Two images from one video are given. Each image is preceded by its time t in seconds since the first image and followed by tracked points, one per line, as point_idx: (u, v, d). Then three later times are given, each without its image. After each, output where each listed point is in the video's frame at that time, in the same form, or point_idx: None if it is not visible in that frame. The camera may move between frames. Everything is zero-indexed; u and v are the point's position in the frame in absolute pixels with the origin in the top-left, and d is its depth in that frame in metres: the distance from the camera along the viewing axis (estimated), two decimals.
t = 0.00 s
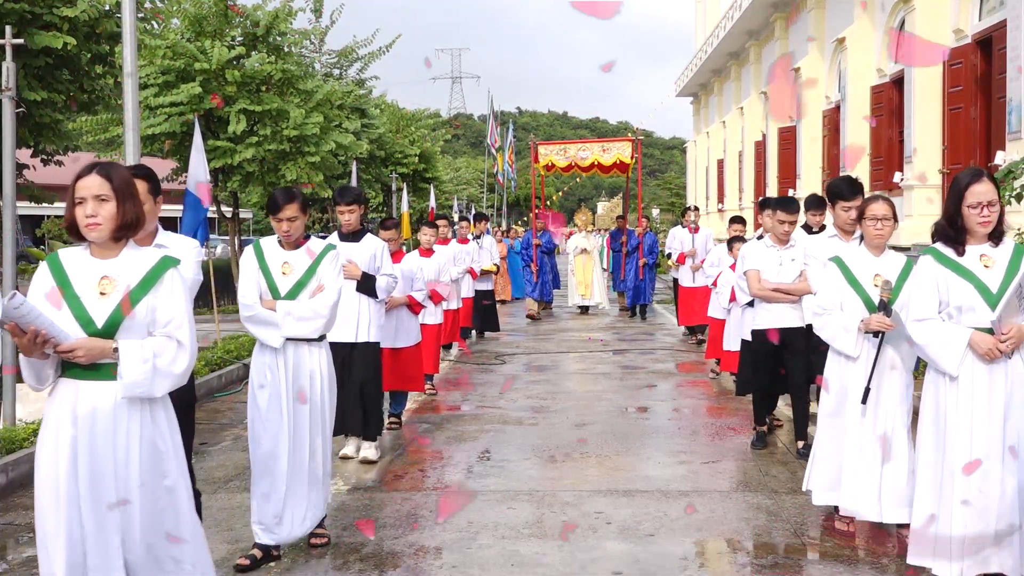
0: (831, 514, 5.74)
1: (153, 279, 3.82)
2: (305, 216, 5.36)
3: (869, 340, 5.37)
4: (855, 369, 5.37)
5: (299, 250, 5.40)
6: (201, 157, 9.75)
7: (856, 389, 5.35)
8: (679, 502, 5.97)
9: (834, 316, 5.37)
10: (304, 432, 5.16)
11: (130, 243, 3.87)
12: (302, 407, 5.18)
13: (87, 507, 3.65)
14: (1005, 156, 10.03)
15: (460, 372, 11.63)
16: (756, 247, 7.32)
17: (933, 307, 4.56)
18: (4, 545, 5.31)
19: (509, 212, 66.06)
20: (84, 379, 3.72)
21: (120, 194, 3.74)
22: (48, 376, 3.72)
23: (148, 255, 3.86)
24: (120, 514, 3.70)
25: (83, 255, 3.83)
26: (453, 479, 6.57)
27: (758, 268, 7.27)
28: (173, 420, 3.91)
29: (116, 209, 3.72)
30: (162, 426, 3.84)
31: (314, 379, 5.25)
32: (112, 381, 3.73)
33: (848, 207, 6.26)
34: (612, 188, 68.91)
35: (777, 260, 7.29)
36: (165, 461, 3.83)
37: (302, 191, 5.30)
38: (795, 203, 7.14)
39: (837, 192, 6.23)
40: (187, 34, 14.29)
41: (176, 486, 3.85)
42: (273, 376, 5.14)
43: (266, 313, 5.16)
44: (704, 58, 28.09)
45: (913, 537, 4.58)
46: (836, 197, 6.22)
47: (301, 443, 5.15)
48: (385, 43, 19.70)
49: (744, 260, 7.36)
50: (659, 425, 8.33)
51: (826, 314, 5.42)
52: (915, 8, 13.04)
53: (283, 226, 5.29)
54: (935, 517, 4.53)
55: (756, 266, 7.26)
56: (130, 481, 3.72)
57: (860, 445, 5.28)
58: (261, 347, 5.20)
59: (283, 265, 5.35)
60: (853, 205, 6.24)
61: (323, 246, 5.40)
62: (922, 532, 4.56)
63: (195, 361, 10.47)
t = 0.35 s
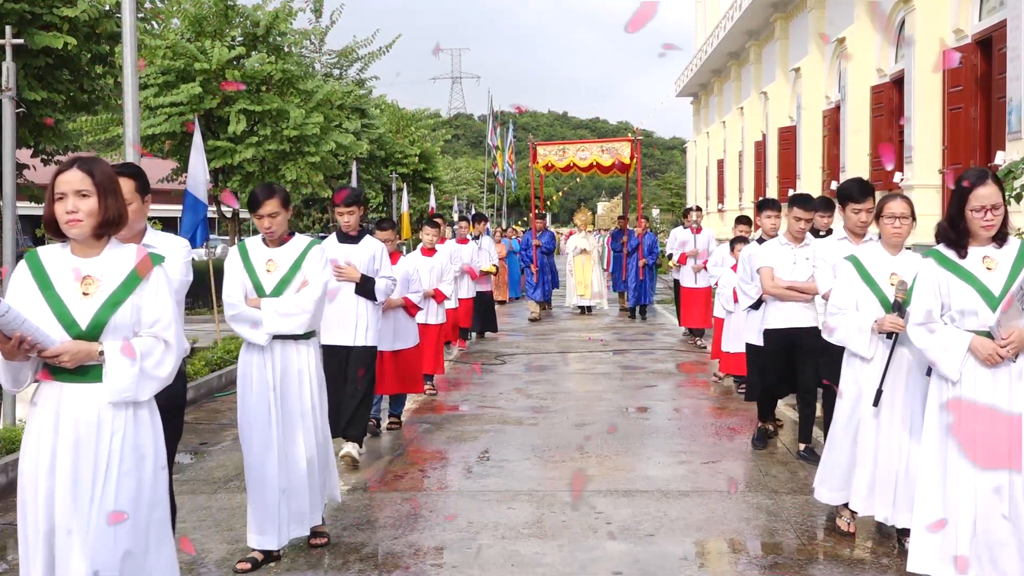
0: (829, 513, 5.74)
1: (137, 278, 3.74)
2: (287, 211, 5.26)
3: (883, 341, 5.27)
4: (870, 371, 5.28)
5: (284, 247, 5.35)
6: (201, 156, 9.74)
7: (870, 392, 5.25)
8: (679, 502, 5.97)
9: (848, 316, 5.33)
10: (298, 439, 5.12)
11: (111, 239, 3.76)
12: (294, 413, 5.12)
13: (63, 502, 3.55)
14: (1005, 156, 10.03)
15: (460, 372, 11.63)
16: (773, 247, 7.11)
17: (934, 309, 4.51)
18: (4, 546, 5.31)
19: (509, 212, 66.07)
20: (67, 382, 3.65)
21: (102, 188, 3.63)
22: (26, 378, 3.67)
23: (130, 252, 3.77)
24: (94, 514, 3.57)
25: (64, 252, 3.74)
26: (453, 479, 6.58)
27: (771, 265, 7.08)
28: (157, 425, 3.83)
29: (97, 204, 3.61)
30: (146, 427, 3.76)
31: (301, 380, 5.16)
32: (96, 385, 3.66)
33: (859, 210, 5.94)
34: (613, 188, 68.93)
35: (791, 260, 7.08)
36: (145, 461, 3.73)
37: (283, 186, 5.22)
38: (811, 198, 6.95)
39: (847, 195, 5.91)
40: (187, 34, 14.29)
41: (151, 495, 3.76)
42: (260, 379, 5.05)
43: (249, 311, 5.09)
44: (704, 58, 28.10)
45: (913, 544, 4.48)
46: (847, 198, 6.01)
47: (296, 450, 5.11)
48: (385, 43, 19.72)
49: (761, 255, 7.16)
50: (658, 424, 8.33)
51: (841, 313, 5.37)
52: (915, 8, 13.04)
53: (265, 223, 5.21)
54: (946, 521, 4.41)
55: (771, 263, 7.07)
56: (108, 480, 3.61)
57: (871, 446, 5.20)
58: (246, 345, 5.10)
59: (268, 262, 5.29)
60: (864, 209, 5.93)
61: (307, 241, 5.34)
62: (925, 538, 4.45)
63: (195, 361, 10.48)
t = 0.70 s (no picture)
0: (829, 513, 5.74)
1: (124, 282, 3.61)
2: (276, 209, 5.18)
3: (892, 342, 5.21)
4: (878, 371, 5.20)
5: (274, 244, 5.28)
6: (201, 156, 9.75)
7: (875, 391, 5.19)
8: (679, 502, 5.97)
9: (856, 315, 5.23)
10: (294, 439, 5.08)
11: (99, 242, 3.62)
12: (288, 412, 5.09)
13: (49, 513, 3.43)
14: (1005, 156, 10.03)
15: (460, 372, 11.63)
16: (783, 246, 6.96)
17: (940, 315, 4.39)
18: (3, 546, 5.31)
19: (508, 211, 66.08)
20: (54, 390, 3.54)
21: (90, 189, 3.49)
22: (15, 384, 3.63)
23: (117, 254, 3.63)
24: (80, 523, 3.44)
25: (49, 256, 3.59)
26: (453, 479, 6.58)
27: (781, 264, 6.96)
28: (147, 432, 3.73)
29: (84, 206, 3.47)
30: (137, 435, 3.65)
31: (295, 379, 5.12)
32: (85, 392, 3.54)
33: (871, 208, 5.74)
34: (612, 188, 68.93)
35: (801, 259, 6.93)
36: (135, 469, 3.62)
37: (272, 183, 5.13)
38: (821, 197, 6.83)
39: (858, 193, 5.76)
40: (187, 34, 14.28)
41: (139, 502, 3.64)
42: (250, 379, 5.05)
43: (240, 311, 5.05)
44: (704, 58, 28.10)
45: (917, 549, 4.31)
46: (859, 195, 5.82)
47: (289, 450, 5.06)
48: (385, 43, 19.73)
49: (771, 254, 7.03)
50: (658, 424, 8.33)
51: (851, 313, 5.27)
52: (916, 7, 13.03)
53: (254, 221, 5.15)
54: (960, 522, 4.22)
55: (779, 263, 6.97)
56: (96, 490, 3.48)
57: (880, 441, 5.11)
58: (238, 346, 5.09)
59: (258, 260, 5.23)
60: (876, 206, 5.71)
61: (297, 239, 5.26)
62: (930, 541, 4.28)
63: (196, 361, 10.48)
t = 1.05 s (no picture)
0: (830, 514, 5.74)
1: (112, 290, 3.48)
2: (272, 210, 5.13)
3: (894, 345, 5.03)
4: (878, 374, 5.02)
5: (267, 245, 5.20)
6: (202, 155, 9.76)
7: (877, 396, 4.98)
8: (679, 502, 5.97)
9: (862, 316, 5.06)
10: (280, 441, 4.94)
11: (91, 247, 3.53)
12: (276, 412, 4.97)
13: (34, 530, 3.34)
14: (1005, 156, 10.04)
15: (460, 372, 11.63)
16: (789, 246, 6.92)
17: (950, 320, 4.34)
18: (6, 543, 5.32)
19: (509, 212, 66.11)
20: (40, 401, 3.42)
21: (82, 194, 3.41)
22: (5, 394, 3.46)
23: (107, 261, 3.53)
24: (68, 539, 3.36)
25: (39, 260, 3.50)
26: (454, 479, 6.58)
27: (788, 265, 6.92)
28: (136, 442, 3.65)
29: (73, 210, 3.39)
30: (124, 447, 3.57)
31: (287, 378, 5.04)
32: (70, 403, 3.42)
33: (883, 202, 5.65)
34: (612, 188, 68.94)
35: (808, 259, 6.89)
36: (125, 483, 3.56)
37: (264, 184, 5.08)
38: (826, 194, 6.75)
39: (871, 186, 5.69)
40: (187, 34, 14.28)
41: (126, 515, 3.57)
42: (242, 381, 5.06)
43: (235, 314, 5.01)
44: (704, 58, 28.12)
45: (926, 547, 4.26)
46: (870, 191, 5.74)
47: (277, 452, 4.93)
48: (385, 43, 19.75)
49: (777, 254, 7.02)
50: (658, 424, 8.33)
51: (856, 314, 5.11)
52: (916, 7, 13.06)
53: (248, 221, 5.08)
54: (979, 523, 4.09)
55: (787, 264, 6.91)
56: (84, 504, 3.40)
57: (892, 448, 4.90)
58: (232, 349, 5.09)
59: (251, 262, 5.16)
60: (888, 200, 5.62)
61: (291, 240, 5.18)
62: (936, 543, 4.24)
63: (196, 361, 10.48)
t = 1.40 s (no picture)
0: (831, 513, 5.74)
1: (107, 289, 3.39)
2: (272, 213, 5.11)
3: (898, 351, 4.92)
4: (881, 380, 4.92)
5: (265, 250, 5.17)
6: (202, 155, 9.76)
7: (881, 403, 4.89)
8: (679, 502, 5.97)
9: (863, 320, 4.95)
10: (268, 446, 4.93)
11: (88, 246, 3.45)
12: (270, 417, 4.98)
13: (19, 537, 3.24)
14: (1005, 155, 10.04)
15: (460, 371, 11.63)
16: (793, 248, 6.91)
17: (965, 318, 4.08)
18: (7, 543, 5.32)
19: (509, 212, 66.19)
20: (26, 402, 3.34)
21: (83, 192, 3.34)
22: None
23: (104, 261, 3.45)
24: (59, 545, 3.28)
25: (35, 257, 3.43)
26: (454, 479, 6.58)
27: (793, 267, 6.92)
28: (127, 444, 3.55)
29: (73, 208, 3.32)
30: (116, 451, 3.46)
31: (282, 385, 5.04)
32: (56, 404, 3.33)
33: (890, 198, 5.63)
34: (613, 189, 68.98)
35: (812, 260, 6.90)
36: (114, 488, 3.44)
37: (267, 187, 5.04)
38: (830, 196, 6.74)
39: (878, 184, 5.68)
40: (188, 34, 14.29)
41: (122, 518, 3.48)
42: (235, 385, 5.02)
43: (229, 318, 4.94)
44: (704, 58, 28.14)
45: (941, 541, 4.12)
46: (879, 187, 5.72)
47: (270, 456, 4.92)
48: (385, 44, 19.76)
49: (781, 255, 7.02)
50: (658, 425, 8.33)
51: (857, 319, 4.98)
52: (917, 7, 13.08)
53: (248, 224, 5.07)
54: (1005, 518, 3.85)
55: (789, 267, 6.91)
56: (70, 509, 3.30)
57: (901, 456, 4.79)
58: (227, 351, 5.05)
59: (249, 265, 5.14)
60: (896, 196, 5.61)
61: (290, 244, 5.16)
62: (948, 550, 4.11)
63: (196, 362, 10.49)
